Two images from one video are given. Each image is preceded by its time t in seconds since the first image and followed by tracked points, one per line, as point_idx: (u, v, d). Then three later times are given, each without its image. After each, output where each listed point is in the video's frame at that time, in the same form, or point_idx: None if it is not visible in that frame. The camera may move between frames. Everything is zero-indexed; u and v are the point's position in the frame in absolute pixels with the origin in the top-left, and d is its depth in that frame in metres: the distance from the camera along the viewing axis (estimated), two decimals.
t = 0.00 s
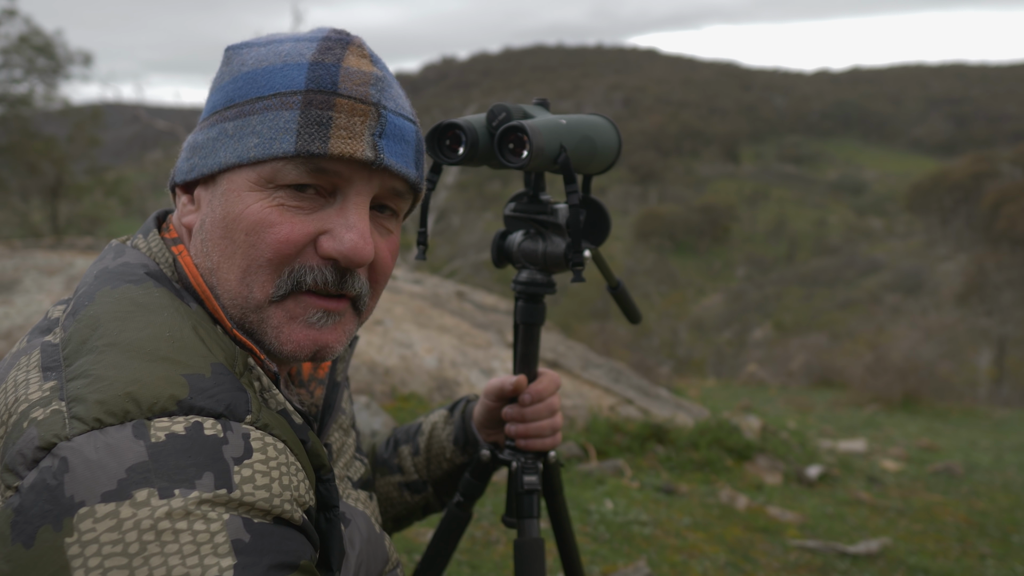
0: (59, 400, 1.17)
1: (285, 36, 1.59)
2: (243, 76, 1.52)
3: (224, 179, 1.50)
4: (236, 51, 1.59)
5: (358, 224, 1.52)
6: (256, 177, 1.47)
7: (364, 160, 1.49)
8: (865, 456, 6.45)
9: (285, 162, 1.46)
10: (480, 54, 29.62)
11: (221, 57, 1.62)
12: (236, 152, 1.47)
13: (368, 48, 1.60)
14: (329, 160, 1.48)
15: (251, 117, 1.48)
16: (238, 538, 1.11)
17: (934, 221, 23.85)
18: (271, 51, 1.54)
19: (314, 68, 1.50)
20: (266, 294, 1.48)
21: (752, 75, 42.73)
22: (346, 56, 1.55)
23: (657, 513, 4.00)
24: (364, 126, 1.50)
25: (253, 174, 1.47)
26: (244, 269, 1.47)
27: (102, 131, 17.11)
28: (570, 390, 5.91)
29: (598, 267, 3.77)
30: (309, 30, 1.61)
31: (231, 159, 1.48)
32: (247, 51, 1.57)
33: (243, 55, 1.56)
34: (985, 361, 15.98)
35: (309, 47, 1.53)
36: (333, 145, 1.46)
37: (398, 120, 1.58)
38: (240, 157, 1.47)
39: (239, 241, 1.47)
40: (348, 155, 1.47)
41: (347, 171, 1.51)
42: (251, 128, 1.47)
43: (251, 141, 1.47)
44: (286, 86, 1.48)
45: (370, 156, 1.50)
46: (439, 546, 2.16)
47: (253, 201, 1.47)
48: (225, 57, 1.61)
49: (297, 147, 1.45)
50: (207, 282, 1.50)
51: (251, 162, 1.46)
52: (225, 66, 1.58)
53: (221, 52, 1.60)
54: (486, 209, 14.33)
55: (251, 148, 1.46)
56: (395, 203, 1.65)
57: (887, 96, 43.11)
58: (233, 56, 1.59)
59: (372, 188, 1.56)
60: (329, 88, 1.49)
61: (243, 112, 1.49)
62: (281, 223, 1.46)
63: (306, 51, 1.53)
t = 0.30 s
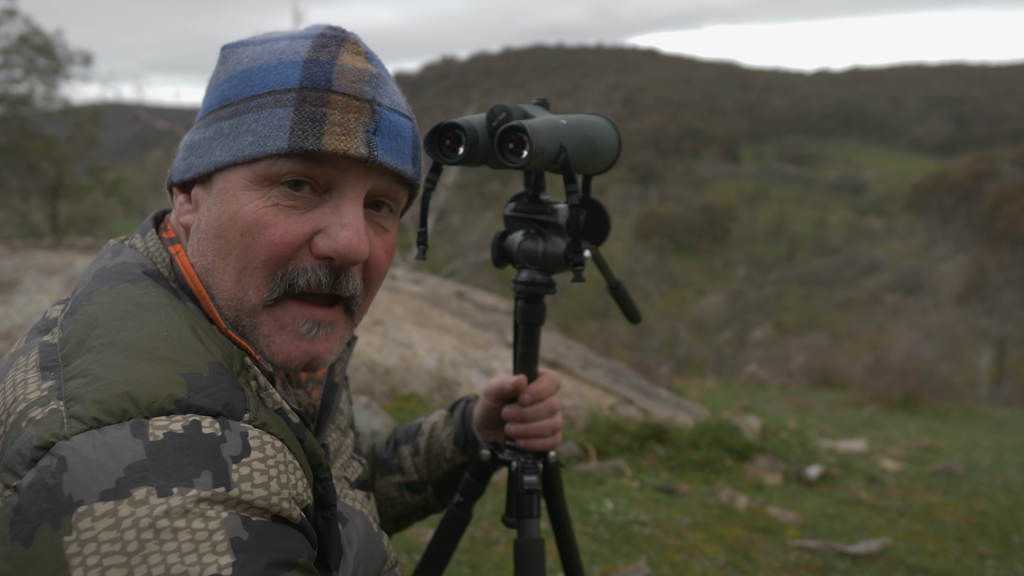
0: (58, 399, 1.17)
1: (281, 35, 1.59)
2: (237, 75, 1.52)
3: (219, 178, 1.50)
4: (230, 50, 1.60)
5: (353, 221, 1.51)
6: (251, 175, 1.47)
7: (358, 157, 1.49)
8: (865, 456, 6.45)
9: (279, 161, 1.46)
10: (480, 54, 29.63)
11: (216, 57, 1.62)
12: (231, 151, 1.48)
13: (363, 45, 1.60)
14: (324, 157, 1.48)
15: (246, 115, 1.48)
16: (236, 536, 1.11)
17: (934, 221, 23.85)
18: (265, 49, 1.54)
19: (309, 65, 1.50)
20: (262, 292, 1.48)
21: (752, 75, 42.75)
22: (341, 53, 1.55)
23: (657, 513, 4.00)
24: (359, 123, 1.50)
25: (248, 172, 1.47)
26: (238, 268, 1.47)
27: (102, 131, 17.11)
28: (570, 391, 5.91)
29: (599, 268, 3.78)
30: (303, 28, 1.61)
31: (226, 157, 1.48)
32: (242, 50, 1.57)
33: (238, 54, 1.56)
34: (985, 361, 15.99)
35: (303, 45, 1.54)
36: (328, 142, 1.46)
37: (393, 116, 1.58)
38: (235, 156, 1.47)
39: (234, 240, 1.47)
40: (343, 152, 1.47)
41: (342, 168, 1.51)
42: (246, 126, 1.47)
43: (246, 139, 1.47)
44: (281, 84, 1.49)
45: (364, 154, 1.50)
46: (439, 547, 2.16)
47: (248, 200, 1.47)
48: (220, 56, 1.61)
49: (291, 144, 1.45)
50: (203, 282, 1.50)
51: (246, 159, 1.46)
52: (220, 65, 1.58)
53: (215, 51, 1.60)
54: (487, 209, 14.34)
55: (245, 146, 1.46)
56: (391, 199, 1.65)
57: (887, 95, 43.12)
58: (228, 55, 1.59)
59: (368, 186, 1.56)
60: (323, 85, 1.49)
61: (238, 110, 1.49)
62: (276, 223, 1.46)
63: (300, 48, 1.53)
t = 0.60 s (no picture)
0: (57, 399, 1.17)
1: (277, 34, 1.59)
2: (234, 73, 1.52)
3: (216, 177, 1.50)
4: (226, 48, 1.59)
5: (351, 220, 1.52)
6: (248, 174, 1.47)
7: (356, 155, 1.49)
8: (865, 456, 6.45)
9: (276, 159, 1.46)
10: (480, 53, 29.63)
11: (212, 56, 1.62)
12: (229, 150, 1.47)
13: (359, 43, 1.60)
14: (322, 155, 1.48)
15: (243, 114, 1.47)
16: (235, 536, 1.11)
17: (934, 221, 23.85)
18: (262, 48, 1.54)
19: (305, 64, 1.50)
20: (260, 291, 1.48)
21: (752, 75, 42.76)
22: (337, 52, 1.54)
23: (657, 513, 4.00)
24: (356, 121, 1.50)
25: (246, 171, 1.47)
26: (237, 266, 1.47)
27: (102, 130, 17.11)
28: (570, 391, 5.91)
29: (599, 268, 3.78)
30: (300, 26, 1.61)
31: (223, 157, 1.48)
32: (237, 48, 1.57)
33: (234, 53, 1.56)
34: (985, 361, 16.00)
35: (300, 44, 1.54)
36: (325, 141, 1.46)
37: (390, 115, 1.58)
38: (233, 154, 1.47)
39: (232, 239, 1.47)
40: (340, 150, 1.47)
41: (340, 166, 1.51)
42: (243, 125, 1.47)
43: (243, 138, 1.47)
44: (278, 83, 1.48)
45: (362, 152, 1.50)
46: (439, 547, 2.16)
47: (245, 199, 1.47)
48: (216, 55, 1.61)
49: (289, 143, 1.45)
50: (202, 280, 1.50)
51: (243, 159, 1.46)
52: (216, 63, 1.58)
53: (211, 50, 1.60)
54: (487, 209, 14.34)
55: (243, 145, 1.46)
56: (389, 197, 1.64)
57: (887, 95, 43.11)
58: (224, 53, 1.59)
59: (365, 183, 1.55)
60: (321, 84, 1.49)
61: (235, 109, 1.49)
62: (274, 221, 1.46)
63: (297, 47, 1.53)
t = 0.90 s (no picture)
0: (57, 402, 1.17)
1: (275, 33, 1.58)
2: (234, 74, 1.51)
3: (219, 179, 1.50)
4: (224, 48, 1.59)
5: (357, 222, 1.52)
6: (252, 176, 1.47)
7: (361, 157, 1.50)
8: (865, 456, 6.45)
9: (281, 162, 1.46)
10: (480, 53, 29.64)
11: (208, 56, 1.61)
12: (232, 152, 1.47)
13: (358, 43, 1.60)
14: (327, 158, 1.48)
15: (245, 116, 1.47)
16: (236, 539, 1.11)
17: (934, 221, 23.85)
18: (260, 48, 1.53)
19: (307, 65, 1.50)
20: (266, 294, 1.48)
21: (752, 74, 42.76)
22: (338, 53, 1.54)
23: (657, 513, 4.00)
24: (360, 123, 1.51)
25: (250, 173, 1.47)
26: (242, 269, 1.47)
27: (102, 130, 17.11)
28: (570, 390, 5.91)
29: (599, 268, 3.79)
30: (298, 26, 1.60)
31: (226, 159, 1.47)
32: (235, 48, 1.56)
33: (232, 53, 1.55)
34: (984, 361, 16.02)
35: (300, 44, 1.53)
36: (330, 144, 1.46)
37: (392, 116, 1.58)
38: (236, 157, 1.47)
39: (238, 241, 1.47)
40: (346, 153, 1.48)
41: (345, 168, 1.51)
42: (246, 128, 1.47)
43: (247, 141, 1.46)
44: (279, 86, 1.48)
45: (367, 154, 1.50)
46: (439, 548, 2.16)
47: (250, 202, 1.47)
48: (213, 55, 1.60)
49: (294, 147, 1.45)
50: (205, 283, 1.50)
51: (247, 161, 1.46)
52: (214, 64, 1.57)
53: (207, 50, 1.59)
54: (487, 209, 14.35)
55: (247, 148, 1.46)
56: (392, 197, 1.65)
57: (887, 96, 43.11)
58: (221, 53, 1.58)
59: (370, 185, 1.56)
60: (324, 86, 1.49)
61: (237, 111, 1.48)
62: (280, 223, 1.46)
63: (296, 48, 1.52)
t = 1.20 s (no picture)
0: (55, 399, 1.17)
1: (280, 38, 1.58)
2: (239, 78, 1.52)
3: (222, 181, 1.49)
4: (228, 52, 1.59)
5: (359, 225, 1.51)
6: (256, 178, 1.47)
7: (365, 161, 1.50)
8: (865, 456, 6.45)
9: (285, 163, 1.46)
10: (480, 54, 29.64)
11: (215, 59, 1.61)
12: (236, 153, 1.47)
13: (363, 49, 1.60)
14: (331, 161, 1.48)
15: (250, 118, 1.47)
16: (233, 536, 1.11)
17: (934, 221, 23.84)
18: (266, 52, 1.54)
19: (313, 69, 1.50)
20: (266, 295, 1.48)
21: (751, 75, 42.76)
22: (343, 57, 1.55)
23: (657, 513, 4.00)
24: (364, 127, 1.51)
25: (253, 175, 1.47)
26: (244, 269, 1.47)
27: (102, 130, 17.12)
28: (570, 391, 5.90)
29: (599, 269, 3.80)
30: (304, 30, 1.61)
31: (230, 160, 1.47)
32: (241, 52, 1.56)
33: (238, 56, 1.56)
34: (985, 361, 16.02)
35: (305, 49, 1.53)
36: (335, 146, 1.46)
37: (396, 120, 1.58)
38: (240, 158, 1.46)
39: (240, 241, 1.46)
40: (350, 156, 1.48)
41: (349, 172, 1.51)
42: (250, 129, 1.47)
43: (251, 142, 1.46)
44: (286, 88, 1.48)
45: (371, 157, 1.50)
46: (439, 547, 2.16)
47: (253, 202, 1.46)
48: (219, 58, 1.60)
49: (299, 148, 1.45)
50: (206, 284, 1.50)
51: (251, 162, 1.46)
52: (220, 66, 1.57)
53: (213, 54, 1.59)
54: (487, 209, 14.36)
55: (250, 149, 1.46)
56: (393, 201, 1.64)
57: (887, 96, 43.10)
58: (226, 56, 1.58)
59: (373, 189, 1.56)
60: (329, 89, 1.49)
61: (241, 113, 1.48)
62: (282, 224, 1.46)
63: (302, 52, 1.53)
